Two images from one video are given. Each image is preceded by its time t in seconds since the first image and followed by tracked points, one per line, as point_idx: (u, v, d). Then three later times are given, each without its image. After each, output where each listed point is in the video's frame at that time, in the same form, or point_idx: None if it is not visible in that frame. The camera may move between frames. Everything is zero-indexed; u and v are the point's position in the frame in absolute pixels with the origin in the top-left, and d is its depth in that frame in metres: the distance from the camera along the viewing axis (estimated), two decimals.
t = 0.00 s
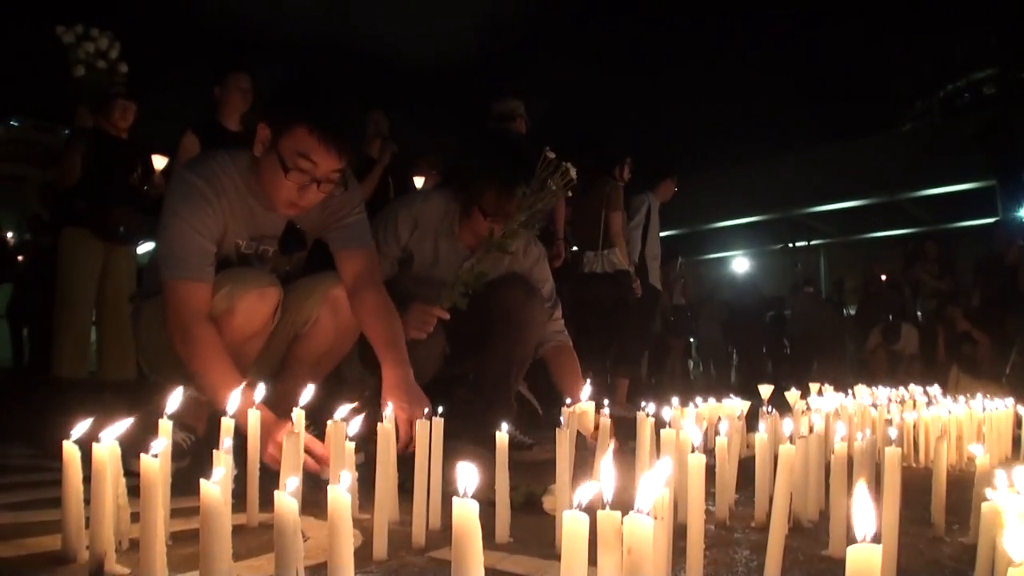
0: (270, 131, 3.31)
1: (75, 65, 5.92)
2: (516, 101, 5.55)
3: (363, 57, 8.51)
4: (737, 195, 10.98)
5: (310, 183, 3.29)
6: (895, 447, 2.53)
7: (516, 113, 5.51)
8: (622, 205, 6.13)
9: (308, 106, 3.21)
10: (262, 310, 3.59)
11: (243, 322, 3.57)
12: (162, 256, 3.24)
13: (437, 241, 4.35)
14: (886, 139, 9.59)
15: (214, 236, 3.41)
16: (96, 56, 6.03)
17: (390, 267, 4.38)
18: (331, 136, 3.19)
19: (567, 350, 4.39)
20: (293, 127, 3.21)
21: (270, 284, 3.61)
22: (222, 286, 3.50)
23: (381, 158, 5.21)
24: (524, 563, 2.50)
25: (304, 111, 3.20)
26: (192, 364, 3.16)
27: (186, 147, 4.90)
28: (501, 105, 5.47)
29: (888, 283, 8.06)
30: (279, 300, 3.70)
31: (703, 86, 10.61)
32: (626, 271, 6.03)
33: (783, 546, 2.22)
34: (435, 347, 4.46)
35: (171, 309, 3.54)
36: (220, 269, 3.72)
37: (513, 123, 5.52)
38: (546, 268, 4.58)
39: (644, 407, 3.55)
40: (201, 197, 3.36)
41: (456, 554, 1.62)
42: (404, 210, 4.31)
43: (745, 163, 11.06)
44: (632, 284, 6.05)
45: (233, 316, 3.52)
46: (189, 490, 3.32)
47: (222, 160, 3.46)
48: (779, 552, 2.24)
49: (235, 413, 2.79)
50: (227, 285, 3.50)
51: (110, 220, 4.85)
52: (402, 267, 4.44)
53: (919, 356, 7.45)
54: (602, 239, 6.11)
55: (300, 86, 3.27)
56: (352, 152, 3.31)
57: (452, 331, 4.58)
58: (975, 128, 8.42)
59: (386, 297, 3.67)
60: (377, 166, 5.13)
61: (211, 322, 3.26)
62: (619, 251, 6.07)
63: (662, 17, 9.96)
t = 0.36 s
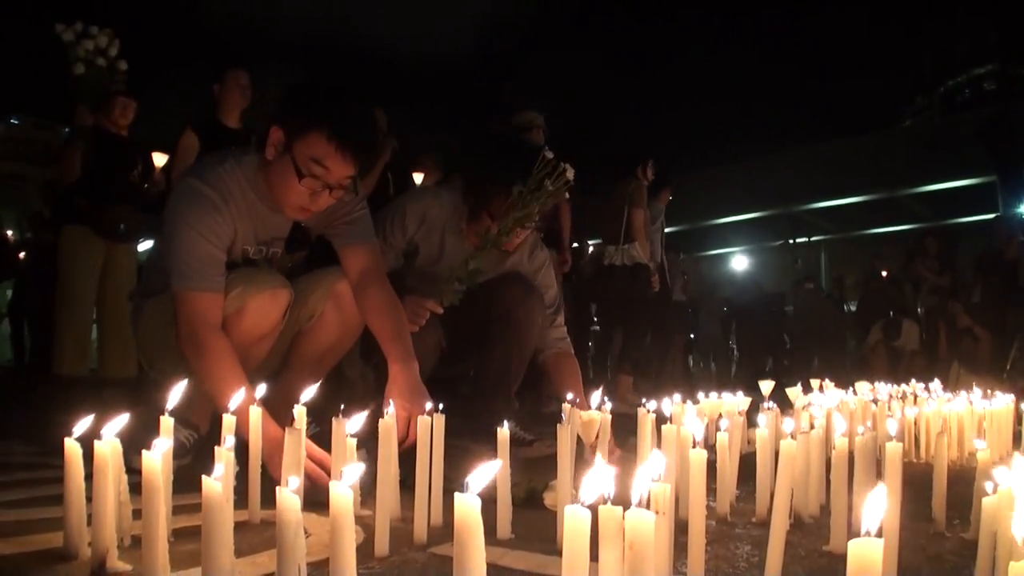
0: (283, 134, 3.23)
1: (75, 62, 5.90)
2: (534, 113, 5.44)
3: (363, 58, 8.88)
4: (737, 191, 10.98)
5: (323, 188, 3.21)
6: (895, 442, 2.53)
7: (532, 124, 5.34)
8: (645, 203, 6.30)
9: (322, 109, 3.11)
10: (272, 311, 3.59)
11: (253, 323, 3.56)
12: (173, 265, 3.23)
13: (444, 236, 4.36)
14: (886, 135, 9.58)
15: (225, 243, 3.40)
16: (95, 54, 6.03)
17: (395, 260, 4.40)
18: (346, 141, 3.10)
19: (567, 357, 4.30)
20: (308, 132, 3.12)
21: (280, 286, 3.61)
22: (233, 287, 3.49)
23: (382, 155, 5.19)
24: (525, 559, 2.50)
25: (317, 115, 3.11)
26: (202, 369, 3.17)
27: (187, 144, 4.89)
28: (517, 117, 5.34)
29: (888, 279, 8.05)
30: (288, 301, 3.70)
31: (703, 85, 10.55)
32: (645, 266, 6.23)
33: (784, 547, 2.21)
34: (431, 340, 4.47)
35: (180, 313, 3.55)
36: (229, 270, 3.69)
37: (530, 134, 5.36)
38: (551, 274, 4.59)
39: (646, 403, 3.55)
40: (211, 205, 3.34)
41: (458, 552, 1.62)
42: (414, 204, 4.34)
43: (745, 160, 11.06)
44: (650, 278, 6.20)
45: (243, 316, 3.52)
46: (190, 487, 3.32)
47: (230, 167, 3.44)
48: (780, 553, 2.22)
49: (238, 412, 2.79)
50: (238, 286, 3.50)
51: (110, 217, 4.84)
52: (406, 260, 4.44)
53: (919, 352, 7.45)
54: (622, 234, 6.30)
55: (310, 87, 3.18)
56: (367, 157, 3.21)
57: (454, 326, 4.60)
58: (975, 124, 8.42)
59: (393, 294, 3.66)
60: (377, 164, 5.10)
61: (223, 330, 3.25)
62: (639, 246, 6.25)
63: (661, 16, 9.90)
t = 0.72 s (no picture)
0: (284, 134, 3.23)
1: (74, 61, 5.91)
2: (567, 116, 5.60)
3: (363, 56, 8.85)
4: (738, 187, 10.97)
5: (325, 187, 3.21)
6: (898, 437, 2.53)
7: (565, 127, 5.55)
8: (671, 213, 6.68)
9: (324, 109, 3.11)
10: (275, 310, 3.59)
11: (255, 321, 3.57)
12: (176, 266, 3.23)
13: (449, 232, 4.35)
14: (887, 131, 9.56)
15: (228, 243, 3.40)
16: (95, 52, 6.03)
17: (399, 256, 4.42)
18: (348, 141, 3.09)
19: (570, 357, 4.16)
20: (310, 131, 3.11)
21: (283, 284, 3.61)
22: (236, 286, 3.49)
23: (384, 153, 5.18)
24: (527, 556, 2.50)
25: (319, 114, 3.10)
26: (204, 369, 3.16)
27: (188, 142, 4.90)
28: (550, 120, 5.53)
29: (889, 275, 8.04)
30: (291, 300, 3.70)
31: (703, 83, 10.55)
32: (672, 271, 6.58)
33: (787, 545, 2.19)
34: (429, 336, 4.47)
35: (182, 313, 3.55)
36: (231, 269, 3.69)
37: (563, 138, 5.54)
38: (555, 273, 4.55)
39: (649, 399, 3.54)
40: (213, 205, 3.34)
41: (461, 548, 1.62)
42: (422, 199, 4.33)
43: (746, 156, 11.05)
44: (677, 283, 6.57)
45: (246, 315, 3.52)
46: (193, 485, 3.32)
47: (232, 167, 3.43)
48: (782, 552, 2.20)
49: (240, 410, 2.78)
50: (240, 285, 3.49)
51: (111, 217, 4.84)
52: (412, 255, 4.46)
53: (921, 347, 7.45)
54: (650, 240, 6.60)
55: (311, 87, 3.18)
56: (369, 157, 3.20)
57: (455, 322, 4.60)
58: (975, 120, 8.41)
59: (394, 291, 3.67)
60: (378, 163, 5.08)
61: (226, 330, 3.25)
62: (667, 252, 6.60)
63: (662, 16, 9.93)
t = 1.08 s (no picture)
0: (289, 133, 3.22)
1: (77, 61, 5.91)
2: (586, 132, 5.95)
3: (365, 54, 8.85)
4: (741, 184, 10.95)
5: (329, 186, 3.21)
6: (905, 435, 2.51)
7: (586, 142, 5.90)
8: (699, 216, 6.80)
9: (328, 108, 3.11)
10: (279, 309, 3.59)
11: (261, 320, 3.57)
12: (181, 266, 3.22)
13: (454, 230, 4.34)
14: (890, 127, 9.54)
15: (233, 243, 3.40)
16: (97, 51, 6.02)
17: (404, 254, 4.43)
18: (352, 140, 3.09)
19: (572, 357, 4.12)
20: (315, 130, 3.11)
21: (288, 284, 3.60)
22: (241, 285, 3.48)
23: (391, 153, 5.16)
24: (533, 555, 2.50)
25: (324, 113, 3.10)
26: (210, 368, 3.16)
27: (191, 141, 4.90)
28: (573, 136, 5.82)
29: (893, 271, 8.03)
30: (296, 299, 3.70)
31: (703, 81, 10.54)
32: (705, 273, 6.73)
33: (793, 542, 2.19)
34: (433, 335, 4.49)
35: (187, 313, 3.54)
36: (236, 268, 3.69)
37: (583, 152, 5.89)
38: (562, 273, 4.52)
39: (654, 397, 3.53)
40: (218, 205, 3.34)
41: (467, 549, 1.62)
42: (428, 197, 4.33)
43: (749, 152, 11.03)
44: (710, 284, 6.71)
45: (251, 314, 3.52)
46: (198, 483, 3.32)
47: (238, 166, 3.43)
48: (789, 547, 2.20)
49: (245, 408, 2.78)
50: (245, 284, 3.50)
51: (115, 215, 4.85)
52: (417, 253, 4.48)
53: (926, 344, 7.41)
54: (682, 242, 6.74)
55: (315, 85, 3.17)
56: (374, 155, 3.19)
57: (460, 320, 4.61)
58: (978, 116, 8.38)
59: (399, 291, 3.66)
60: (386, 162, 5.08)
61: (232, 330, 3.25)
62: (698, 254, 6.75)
63: (662, 17, 9.88)
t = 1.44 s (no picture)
0: (299, 133, 3.23)
1: (86, 62, 5.95)
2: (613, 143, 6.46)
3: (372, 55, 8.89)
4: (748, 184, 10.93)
5: (339, 187, 3.21)
6: (916, 436, 2.50)
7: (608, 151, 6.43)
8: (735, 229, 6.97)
9: (338, 109, 3.11)
10: (290, 309, 3.60)
11: (271, 320, 3.57)
12: (192, 267, 3.23)
13: (463, 230, 4.34)
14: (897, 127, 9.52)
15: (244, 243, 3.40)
16: (105, 53, 6.06)
17: (414, 254, 4.42)
18: (361, 140, 3.08)
19: (581, 359, 4.14)
20: (325, 132, 3.11)
21: (298, 284, 3.61)
22: (252, 286, 3.49)
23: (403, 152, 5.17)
24: (541, 555, 2.49)
25: (333, 114, 3.10)
26: (220, 369, 3.17)
27: (201, 142, 4.92)
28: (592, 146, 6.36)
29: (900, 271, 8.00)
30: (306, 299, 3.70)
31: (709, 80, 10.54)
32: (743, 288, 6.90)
33: (803, 541, 2.19)
34: (441, 334, 4.50)
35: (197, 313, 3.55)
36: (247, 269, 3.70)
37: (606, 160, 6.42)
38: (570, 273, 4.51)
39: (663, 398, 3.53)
40: (229, 205, 3.34)
41: (477, 547, 1.62)
42: (437, 198, 4.32)
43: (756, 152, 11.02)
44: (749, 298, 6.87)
45: (262, 314, 3.53)
46: (207, 483, 3.33)
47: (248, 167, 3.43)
48: (799, 547, 2.19)
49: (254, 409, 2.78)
50: (256, 285, 3.51)
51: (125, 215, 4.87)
52: (427, 253, 4.47)
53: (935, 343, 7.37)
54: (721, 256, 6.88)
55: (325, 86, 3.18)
56: (384, 156, 3.19)
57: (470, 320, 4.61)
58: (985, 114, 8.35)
59: (408, 291, 3.66)
60: (398, 163, 5.08)
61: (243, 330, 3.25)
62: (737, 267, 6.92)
63: (662, 17, 9.97)
